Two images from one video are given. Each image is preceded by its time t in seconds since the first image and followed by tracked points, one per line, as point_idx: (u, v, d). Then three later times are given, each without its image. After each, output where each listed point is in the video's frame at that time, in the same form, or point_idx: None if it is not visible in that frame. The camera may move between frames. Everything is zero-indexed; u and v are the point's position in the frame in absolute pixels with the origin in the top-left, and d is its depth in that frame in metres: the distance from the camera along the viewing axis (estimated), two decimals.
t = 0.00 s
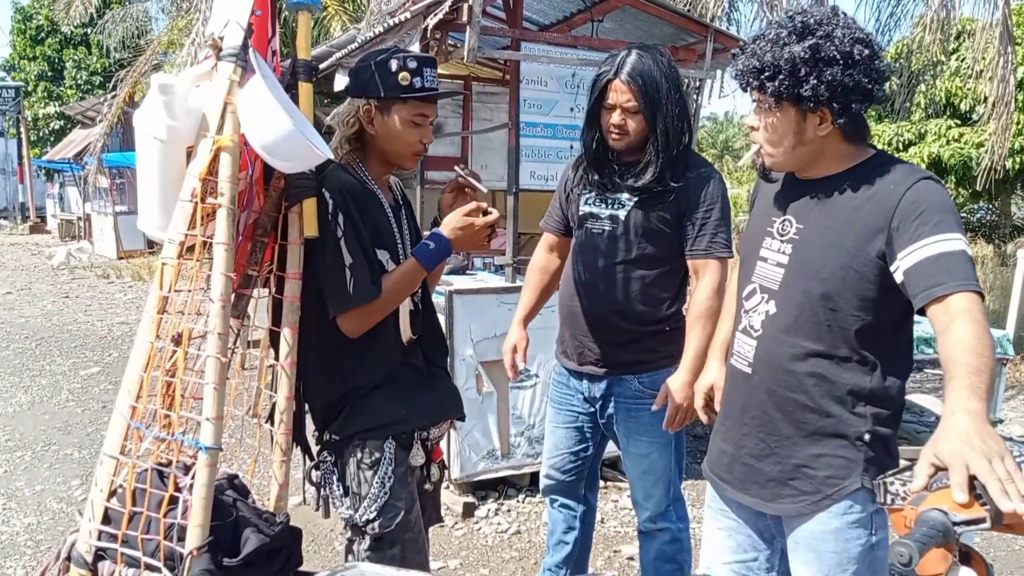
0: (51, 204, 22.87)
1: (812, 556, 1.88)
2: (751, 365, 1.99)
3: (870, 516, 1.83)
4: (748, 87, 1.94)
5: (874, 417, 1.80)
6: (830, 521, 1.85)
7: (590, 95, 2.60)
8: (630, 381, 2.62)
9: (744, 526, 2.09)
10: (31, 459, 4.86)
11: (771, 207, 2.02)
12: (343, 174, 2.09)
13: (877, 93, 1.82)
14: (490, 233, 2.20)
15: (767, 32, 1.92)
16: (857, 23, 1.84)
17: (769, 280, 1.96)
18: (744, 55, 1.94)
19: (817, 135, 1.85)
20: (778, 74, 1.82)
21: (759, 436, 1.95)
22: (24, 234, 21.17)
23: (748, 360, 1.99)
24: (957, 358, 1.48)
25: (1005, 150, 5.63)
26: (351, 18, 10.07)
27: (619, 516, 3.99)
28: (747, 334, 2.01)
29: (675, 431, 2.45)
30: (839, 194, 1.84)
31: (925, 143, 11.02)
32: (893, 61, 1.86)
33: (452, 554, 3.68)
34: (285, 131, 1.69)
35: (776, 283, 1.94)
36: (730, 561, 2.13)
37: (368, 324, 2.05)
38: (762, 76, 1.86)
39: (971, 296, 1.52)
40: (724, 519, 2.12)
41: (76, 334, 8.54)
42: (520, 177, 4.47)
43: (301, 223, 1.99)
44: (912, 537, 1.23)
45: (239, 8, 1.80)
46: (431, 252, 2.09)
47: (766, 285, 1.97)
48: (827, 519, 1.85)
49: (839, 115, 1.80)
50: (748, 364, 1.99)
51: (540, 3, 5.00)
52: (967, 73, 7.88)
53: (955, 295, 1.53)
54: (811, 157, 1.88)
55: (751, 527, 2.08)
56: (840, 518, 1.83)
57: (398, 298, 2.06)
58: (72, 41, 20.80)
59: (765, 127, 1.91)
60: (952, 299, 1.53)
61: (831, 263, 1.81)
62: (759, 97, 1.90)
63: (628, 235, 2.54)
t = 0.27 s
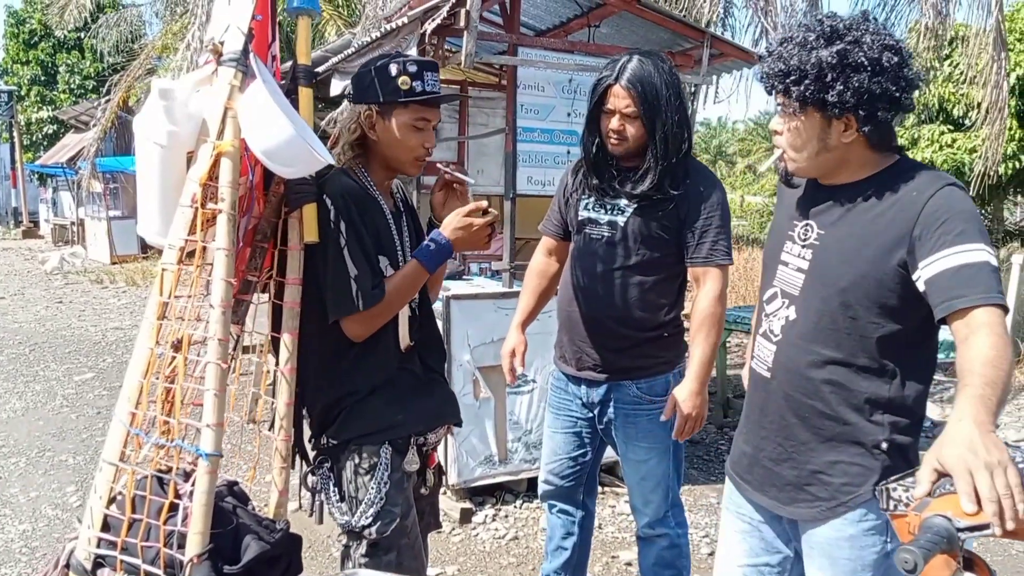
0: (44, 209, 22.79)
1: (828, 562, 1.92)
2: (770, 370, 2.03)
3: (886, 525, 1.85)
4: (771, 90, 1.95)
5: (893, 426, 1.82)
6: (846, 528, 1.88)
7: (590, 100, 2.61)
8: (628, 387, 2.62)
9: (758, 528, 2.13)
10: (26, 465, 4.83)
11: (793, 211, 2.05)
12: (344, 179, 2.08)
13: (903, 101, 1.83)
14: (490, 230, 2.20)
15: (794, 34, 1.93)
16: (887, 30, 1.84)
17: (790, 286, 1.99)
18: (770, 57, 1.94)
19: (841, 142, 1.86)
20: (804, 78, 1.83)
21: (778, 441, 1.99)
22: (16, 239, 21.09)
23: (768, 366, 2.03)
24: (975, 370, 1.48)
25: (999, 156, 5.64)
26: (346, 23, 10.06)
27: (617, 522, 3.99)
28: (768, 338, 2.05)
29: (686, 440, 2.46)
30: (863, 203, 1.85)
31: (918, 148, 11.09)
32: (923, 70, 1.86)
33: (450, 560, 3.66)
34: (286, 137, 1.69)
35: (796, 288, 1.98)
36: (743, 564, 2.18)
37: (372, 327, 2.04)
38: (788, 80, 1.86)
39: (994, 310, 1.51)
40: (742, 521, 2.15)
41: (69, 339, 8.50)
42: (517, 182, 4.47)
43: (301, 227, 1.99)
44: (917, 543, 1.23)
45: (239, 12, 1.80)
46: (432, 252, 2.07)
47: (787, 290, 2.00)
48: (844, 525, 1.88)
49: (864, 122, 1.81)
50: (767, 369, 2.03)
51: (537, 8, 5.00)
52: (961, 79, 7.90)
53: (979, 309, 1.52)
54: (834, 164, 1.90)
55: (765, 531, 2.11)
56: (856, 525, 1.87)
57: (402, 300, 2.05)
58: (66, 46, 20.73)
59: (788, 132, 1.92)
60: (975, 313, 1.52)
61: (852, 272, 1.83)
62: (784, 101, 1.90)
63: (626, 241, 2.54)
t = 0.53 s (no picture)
0: (39, 210, 22.72)
1: (833, 559, 1.92)
2: (782, 369, 2.05)
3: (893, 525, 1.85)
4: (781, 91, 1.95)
5: (903, 425, 1.82)
6: (852, 526, 1.88)
7: (591, 99, 2.61)
8: (627, 387, 2.62)
9: (763, 522, 2.13)
10: (22, 466, 4.81)
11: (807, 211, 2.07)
12: (343, 173, 2.08)
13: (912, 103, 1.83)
14: (484, 210, 2.18)
15: (805, 36, 1.93)
16: (898, 32, 1.85)
17: (803, 284, 2.00)
18: (781, 58, 1.95)
19: (852, 144, 1.87)
20: (814, 80, 1.83)
21: (790, 439, 2.01)
22: (10, 240, 21.02)
23: (780, 365, 2.04)
24: (977, 369, 1.49)
25: (995, 156, 5.65)
26: (342, 24, 10.04)
27: (616, 522, 3.99)
28: (780, 338, 2.06)
29: (679, 441, 2.48)
30: (872, 203, 1.86)
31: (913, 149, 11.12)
32: (934, 71, 1.87)
33: (449, 561, 3.66)
34: (287, 137, 1.69)
35: (809, 287, 1.98)
36: (743, 554, 2.18)
37: (382, 316, 2.04)
38: (798, 81, 1.87)
39: (997, 309, 1.52)
40: (747, 513, 2.16)
41: (65, 340, 8.47)
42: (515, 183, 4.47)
43: (301, 228, 1.99)
44: (922, 543, 1.23)
45: (239, 13, 1.79)
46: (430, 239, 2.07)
47: (800, 289, 2.01)
48: (852, 522, 1.88)
49: (874, 123, 1.82)
50: (780, 368, 2.04)
51: (534, 8, 5.01)
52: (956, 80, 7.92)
53: (986, 308, 1.53)
54: (845, 166, 1.90)
55: (769, 525, 2.12)
56: (863, 524, 1.87)
57: (406, 288, 2.05)
58: (61, 46, 20.67)
59: (799, 134, 1.93)
60: (981, 312, 1.53)
61: (860, 273, 1.83)
62: (795, 103, 1.91)
63: (626, 242, 2.54)
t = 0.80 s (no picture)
0: (35, 208, 22.66)
1: (831, 556, 1.93)
2: (781, 365, 2.05)
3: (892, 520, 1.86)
4: (783, 87, 1.96)
5: (901, 421, 1.82)
6: (852, 523, 1.88)
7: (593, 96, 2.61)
8: (626, 386, 2.62)
9: (771, 524, 2.13)
10: (19, 465, 4.80)
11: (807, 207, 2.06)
12: (343, 168, 2.07)
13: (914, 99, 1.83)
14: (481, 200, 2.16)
15: (807, 33, 1.93)
16: (899, 29, 1.85)
17: (803, 280, 2.00)
18: (783, 56, 1.95)
19: (853, 141, 1.87)
20: (817, 76, 1.83)
21: (788, 435, 2.00)
22: (6, 238, 20.96)
23: (780, 361, 2.05)
24: (974, 359, 1.50)
25: (993, 156, 5.65)
26: (340, 21, 10.01)
27: (614, 521, 3.99)
28: (780, 334, 2.06)
29: (672, 440, 2.48)
30: (873, 195, 1.86)
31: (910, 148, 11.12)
32: (934, 69, 1.87)
33: (447, 559, 3.66)
34: (287, 133, 1.68)
35: (809, 283, 1.98)
36: (755, 558, 2.20)
37: (383, 309, 2.03)
38: (800, 78, 1.87)
39: (994, 297, 1.53)
40: (757, 518, 2.16)
41: (61, 338, 8.45)
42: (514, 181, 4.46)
43: (301, 226, 1.98)
44: (926, 540, 1.23)
45: (239, 10, 1.78)
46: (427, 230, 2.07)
47: (800, 284, 2.01)
48: (851, 520, 1.89)
49: (876, 119, 1.82)
50: (780, 364, 2.05)
51: (533, 6, 5.00)
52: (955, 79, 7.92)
53: (985, 297, 1.53)
54: (846, 163, 1.90)
55: (779, 529, 2.13)
56: (862, 520, 1.87)
57: (407, 279, 2.04)
58: (57, 44, 20.60)
59: (801, 130, 1.93)
60: (980, 302, 1.54)
61: (860, 267, 1.84)
62: (797, 99, 1.91)
63: (627, 240, 2.54)
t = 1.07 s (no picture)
0: (36, 209, 22.68)
1: (829, 552, 1.94)
2: (782, 362, 2.04)
3: (890, 516, 1.86)
4: (780, 86, 1.96)
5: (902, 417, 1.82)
6: (850, 521, 1.89)
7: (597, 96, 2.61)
8: (629, 387, 2.62)
9: (777, 523, 2.13)
10: (21, 466, 4.80)
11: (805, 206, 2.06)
12: (349, 168, 2.07)
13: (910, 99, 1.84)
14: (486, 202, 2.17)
15: (805, 34, 1.94)
16: (894, 31, 1.86)
17: (802, 279, 2.00)
18: (780, 57, 1.95)
19: (851, 141, 1.87)
20: (815, 76, 1.83)
21: (788, 432, 2.00)
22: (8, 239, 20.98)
23: (780, 358, 2.04)
24: (976, 347, 1.50)
25: (995, 157, 5.65)
26: (341, 22, 10.01)
27: (616, 522, 3.99)
28: (779, 331, 2.06)
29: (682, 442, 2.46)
30: (871, 190, 1.87)
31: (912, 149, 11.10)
32: (927, 69, 1.89)
33: (449, 561, 3.66)
34: (292, 135, 1.68)
35: (807, 280, 1.98)
36: (763, 557, 2.19)
37: (388, 309, 2.03)
38: (799, 78, 1.87)
39: (990, 282, 1.54)
40: (759, 518, 2.17)
41: (64, 339, 8.45)
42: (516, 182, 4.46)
43: (305, 227, 1.99)
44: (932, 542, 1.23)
45: (244, 12, 1.78)
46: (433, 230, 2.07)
47: (798, 281, 2.02)
48: (851, 517, 1.89)
49: (873, 118, 1.83)
50: (779, 361, 2.04)
51: (535, 7, 5.00)
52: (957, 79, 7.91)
53: (980, 282, 1.55)
54: (843, 161, 1.91)
55: (780, 528, 2.13)
56: (860, 516, 1.88)
57: (415, 279, 2.04)
58: (58, 44, 20.60)
59: (798, 129, 1.92)
60: (974, 287, 1.56)
61: (857, 262, 1.85)
62: (795, 99, 1.91)
63: (630, 241, 2.54)
